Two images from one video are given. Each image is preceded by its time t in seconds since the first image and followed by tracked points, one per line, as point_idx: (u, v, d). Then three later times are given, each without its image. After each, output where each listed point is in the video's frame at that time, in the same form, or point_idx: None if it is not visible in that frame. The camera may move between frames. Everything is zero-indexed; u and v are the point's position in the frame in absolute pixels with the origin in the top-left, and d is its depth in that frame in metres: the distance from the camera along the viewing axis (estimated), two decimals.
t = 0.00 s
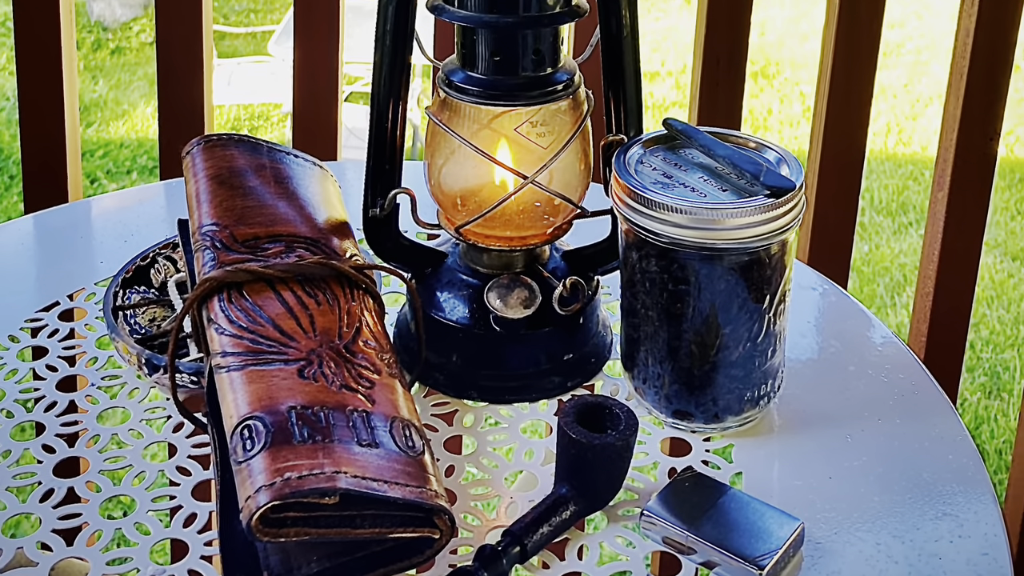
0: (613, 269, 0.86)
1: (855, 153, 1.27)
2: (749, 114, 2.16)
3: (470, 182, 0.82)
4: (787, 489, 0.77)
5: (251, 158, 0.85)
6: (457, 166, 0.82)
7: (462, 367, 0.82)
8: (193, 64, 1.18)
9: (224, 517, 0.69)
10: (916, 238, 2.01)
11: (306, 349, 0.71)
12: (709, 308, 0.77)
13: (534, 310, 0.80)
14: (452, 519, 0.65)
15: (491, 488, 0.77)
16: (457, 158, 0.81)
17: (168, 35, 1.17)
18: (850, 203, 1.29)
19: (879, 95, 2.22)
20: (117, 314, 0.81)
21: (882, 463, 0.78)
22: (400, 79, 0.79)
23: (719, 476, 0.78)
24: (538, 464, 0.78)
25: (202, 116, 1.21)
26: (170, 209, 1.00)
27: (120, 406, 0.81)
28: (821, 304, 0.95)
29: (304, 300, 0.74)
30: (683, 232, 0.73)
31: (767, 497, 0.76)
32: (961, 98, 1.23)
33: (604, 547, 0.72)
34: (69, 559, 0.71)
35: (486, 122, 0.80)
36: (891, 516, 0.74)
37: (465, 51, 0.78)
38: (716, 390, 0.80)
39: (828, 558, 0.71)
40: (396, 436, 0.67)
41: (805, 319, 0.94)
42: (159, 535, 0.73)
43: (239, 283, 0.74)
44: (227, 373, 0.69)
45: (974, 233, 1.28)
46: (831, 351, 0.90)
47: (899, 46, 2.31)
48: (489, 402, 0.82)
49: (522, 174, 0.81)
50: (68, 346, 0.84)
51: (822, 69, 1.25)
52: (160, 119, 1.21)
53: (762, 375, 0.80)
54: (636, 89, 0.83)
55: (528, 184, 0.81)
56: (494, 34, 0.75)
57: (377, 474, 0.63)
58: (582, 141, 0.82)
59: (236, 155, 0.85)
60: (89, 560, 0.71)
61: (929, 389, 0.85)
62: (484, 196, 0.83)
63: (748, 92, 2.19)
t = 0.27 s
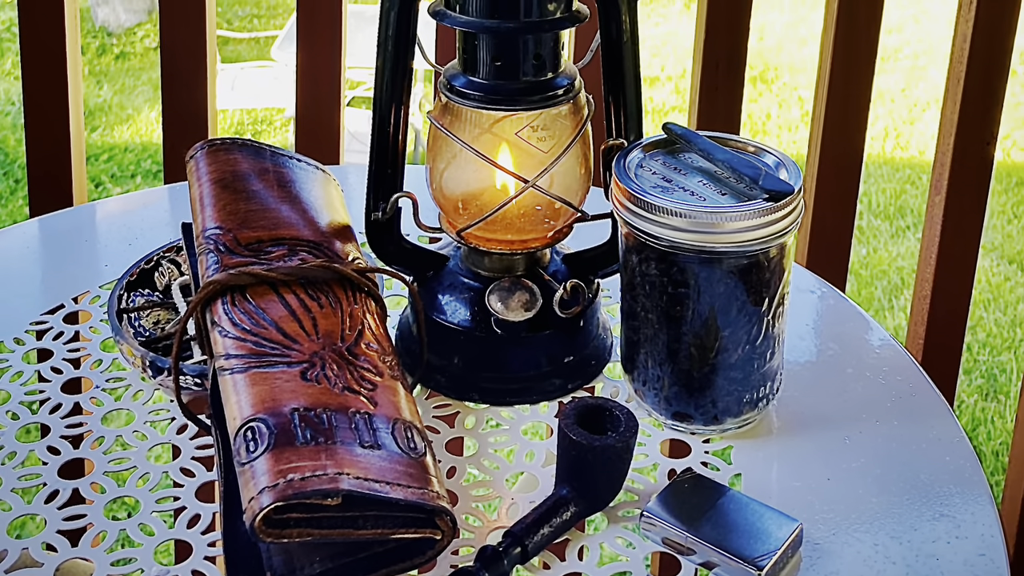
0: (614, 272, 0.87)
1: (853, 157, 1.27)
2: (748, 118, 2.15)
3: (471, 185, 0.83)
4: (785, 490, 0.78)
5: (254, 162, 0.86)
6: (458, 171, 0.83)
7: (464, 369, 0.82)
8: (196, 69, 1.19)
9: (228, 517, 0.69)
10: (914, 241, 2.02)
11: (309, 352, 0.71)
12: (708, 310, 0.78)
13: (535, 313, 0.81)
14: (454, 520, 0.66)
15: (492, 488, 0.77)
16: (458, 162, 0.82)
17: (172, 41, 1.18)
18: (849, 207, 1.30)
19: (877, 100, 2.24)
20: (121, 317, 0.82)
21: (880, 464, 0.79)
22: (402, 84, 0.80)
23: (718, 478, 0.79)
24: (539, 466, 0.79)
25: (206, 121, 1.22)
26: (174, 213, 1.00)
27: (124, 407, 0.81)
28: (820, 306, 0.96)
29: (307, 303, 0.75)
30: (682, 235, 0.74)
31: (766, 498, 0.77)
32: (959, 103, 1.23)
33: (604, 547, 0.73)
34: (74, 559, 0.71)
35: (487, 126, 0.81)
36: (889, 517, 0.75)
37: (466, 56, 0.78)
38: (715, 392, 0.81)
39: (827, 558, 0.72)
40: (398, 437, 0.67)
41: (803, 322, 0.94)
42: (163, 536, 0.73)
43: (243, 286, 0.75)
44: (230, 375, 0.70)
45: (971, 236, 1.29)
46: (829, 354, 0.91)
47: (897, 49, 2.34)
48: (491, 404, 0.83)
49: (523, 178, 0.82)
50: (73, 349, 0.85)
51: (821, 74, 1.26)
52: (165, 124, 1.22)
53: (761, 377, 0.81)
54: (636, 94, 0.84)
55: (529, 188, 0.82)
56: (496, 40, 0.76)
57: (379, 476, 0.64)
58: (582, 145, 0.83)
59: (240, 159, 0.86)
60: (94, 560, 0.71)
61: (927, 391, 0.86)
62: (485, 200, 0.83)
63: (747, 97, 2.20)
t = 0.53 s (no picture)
0: (614, 275, 0.87)
1: (851, 161, 1.28)
2: (747, 123, 2.15)
3: (473, 189, 0.84)
4: (784, 492, 0.78)
5: (258, 166, 0.86)
6: (460, 174, 0.83)
7: (465, 371, 0.83)
8: (200, 75, 1.20)
9: (231, 519, 0.70)
10: (912, 244, 2.03)
11: (312, 354, 0.72)
12: (707, 313, 0.79)
13: (535, 315, 0.82)
14: (455, 521, 0.66)
15: (493, 489, 0.78)
16: (460, 166, 0.83)
17: (175, 46, 1.18)
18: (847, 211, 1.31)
19: (875, 104, 2.25)
20: (126, 320, 0.83)
21: (877, 466, 0.80)
22: (404, 88, 0.80)
23: (717, 479, 0.79)
24: (540, 467, 0.80)
25: (209, 125, 1.23)
26: (178, 217, 1.01)
27: (129, 409, 0.82)
28: (818, 310, 0.97)
29: (310, 306, 0.76)
30: (682, 238, 0.75)
31: (764, 499, 0.78)
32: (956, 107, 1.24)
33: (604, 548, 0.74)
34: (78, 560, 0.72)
35: (488, 130, 0.81)
36: (886, 518, 0.75)
37: (467, 60, 0.79)
38: (715, 394, 0.81)
39: (824, 559, 0.73)
40: (400, 439, 0.68)
41: (802, 324, 0.95)
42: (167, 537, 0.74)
43: (246, 289, 0.76)
44: (234, 377, 0.71)
45: (968, 240, 1.29)
46: (827, 356, 0.91)
47: (895, 54, 2.35)
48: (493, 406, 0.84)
49: (524, 183, 0.83)
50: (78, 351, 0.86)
51: (819, 79, 1.26)
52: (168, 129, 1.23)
53: (759, 379, 0.82)
54: (636, 98, 0.85)
55: (530, 192, 0.82)
56: (497, 45, 0.77)
57: (381, 477, 0.64)
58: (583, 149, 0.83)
59: (243, 163, 0.86)
60: (98, 561, 0.72)
61: (924, 393, 0.87)
62: (487, 204, 0.84)
63: (746, 101, 2.21)
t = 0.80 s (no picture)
0: (614, 278, 0.88)
1: (849, 165, 1.29)
2: (745, 127, 2.16)
3: (474, 193, 0.85)
4: (782, 493, 0.79)
5: (261, 170, 0.87)
6: (461, 178, 0.84)
7: (466, 373, 0.84)
8: (204, 80, 1.21)
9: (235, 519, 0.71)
10: (909, 248, 2.04)
11: (314, 357, 0.73)
12: (707, 316, 0.79)
13: (536, 319, 0.82)
14: (457, 522, 0.67)
15: (493, 491, 0.79)
16: (461, 170, 0.84)
17: (179, 52, 1.19)
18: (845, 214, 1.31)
19: (873, 109, 2.26)
20: (130, 322, 0.83)
21: (875, 467, 0.81)
22: (407, 93, 0.81)
23: (717, 481, 0.80)
24: (540, 468, 0.80)
25: (213, 129, 1.24)
26: (182, 221, 1.02)
27: (133, 411, 0.83)
28: (817, 312, 0.98)
29: (312, 309, 0.76)
30: (682, 242, 0.75)
31: (763, 500, 0.78)
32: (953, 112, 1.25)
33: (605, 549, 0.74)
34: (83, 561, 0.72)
35: (490, 135, 0.82)
36: (884, 519, 0.76)
37: (469, 65, 0.80)
38: (714, 396, 0.82)
39: (823, 559, 0.73)
40: (402, 441, 0.69)
41: (800, 327, 0.96)
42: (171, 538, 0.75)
43: (249, 292, 0.76)
44: (237, 379, 0.71)
45: (965, 243, 1.30)
46: (825, 359, 0.92)
47: (892, 60, 2.36)
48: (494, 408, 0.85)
49: (525, 186, 0.83)
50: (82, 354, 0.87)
51: (817, 83, 1.27)
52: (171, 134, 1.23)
53: (758, 382, 0.82)
54: (636, 103, 0.85)
55: (531, 196, 0.83)
56: (498, 50, 0.77)
57: (384, 479, 0.65)
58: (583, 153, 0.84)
59: (246, 167, 0.87)
60: (103, 561, 0.73)
61: (922, 395, 0.88)
62: (488, 207, 0.85)
63: (745, 106, 2.22)
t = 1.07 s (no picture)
0: (614, 282, 0.89)
1: (847, 169, 1.30)
2: (744, 132, 2.18)
3: (475, 197, 0.85)
4: (781, 494, 0.80)
5: (264, 175, 0.88)
6: (462, 182, 0.85)
7: (466, 375, 0.84)
8: (207, 84, 1.22)
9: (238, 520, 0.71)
10: (907, 251, 2.05)
11: (317, 359, 0.74)
12: (706, 319, 0.80)
13: (536, 322, 0.83)
14: (459, 523, 0.68)
15: (495, 492, 0.79)
16: (463, 174, 0.84)
17: (182, 57, 1.20)
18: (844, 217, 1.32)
19: (871, 113, 2.26)
20: (134, 326, 0.84)
21: (872, 469, 0.81)
22: (409, 98, 0.82)
23: (716, 482, 0.81)
24: (541, 470, 0.81)
25: (216, 134, 1.25)
26: (186, 224, 1.03)
27: (137, 413, 0.84)
28: (815, 315, 0.98)
29: (315, 312, 0.77)
30: (681, 245, 0.76)
31: (762, 500, 0.79)
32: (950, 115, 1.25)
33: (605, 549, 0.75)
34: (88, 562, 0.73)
35: (491, 139, 0.83)
36: (881, 520, 0.77)
37: (470, 70, 0.80)
38: (714, 399, 0.83)
39: (821, 560, 0.74)
40: (404, 442, 0.69)
41: (798, 330, 0.97)
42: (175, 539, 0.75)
43: (253, 295, 0.77)
44: (240, 381, 0.72)
45: (962, 246, 1.31)
46: (823, 362, 0.93)
47: (890, 64, 2.37)
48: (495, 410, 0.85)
49: (526, 190, 0.84)
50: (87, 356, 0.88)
51: (815, 88, 1.28)
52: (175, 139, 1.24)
53: (757, 384, 0.83)
54: (636, 107, 0.86)
55: (532, 200, 0.84)
56: (499, 55, 0.78)
57: (386, 480, 0.66)
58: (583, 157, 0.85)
59: (250, 171, 0.88)
60: (108, 562, 0.73)
61: (919, 397, 0.88)
62: (489, 211, 0.85)
63: (745, 110, 2.23)
